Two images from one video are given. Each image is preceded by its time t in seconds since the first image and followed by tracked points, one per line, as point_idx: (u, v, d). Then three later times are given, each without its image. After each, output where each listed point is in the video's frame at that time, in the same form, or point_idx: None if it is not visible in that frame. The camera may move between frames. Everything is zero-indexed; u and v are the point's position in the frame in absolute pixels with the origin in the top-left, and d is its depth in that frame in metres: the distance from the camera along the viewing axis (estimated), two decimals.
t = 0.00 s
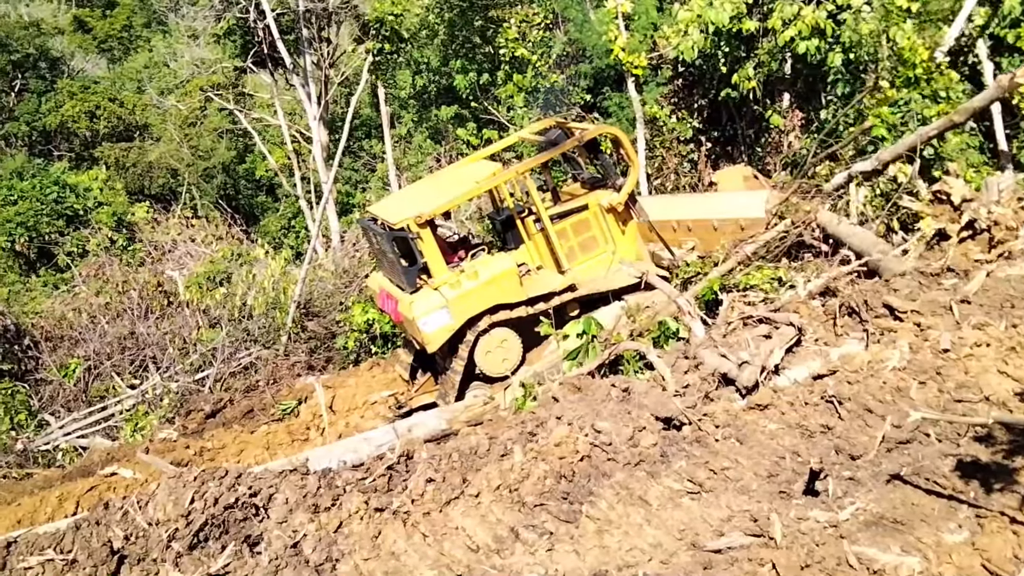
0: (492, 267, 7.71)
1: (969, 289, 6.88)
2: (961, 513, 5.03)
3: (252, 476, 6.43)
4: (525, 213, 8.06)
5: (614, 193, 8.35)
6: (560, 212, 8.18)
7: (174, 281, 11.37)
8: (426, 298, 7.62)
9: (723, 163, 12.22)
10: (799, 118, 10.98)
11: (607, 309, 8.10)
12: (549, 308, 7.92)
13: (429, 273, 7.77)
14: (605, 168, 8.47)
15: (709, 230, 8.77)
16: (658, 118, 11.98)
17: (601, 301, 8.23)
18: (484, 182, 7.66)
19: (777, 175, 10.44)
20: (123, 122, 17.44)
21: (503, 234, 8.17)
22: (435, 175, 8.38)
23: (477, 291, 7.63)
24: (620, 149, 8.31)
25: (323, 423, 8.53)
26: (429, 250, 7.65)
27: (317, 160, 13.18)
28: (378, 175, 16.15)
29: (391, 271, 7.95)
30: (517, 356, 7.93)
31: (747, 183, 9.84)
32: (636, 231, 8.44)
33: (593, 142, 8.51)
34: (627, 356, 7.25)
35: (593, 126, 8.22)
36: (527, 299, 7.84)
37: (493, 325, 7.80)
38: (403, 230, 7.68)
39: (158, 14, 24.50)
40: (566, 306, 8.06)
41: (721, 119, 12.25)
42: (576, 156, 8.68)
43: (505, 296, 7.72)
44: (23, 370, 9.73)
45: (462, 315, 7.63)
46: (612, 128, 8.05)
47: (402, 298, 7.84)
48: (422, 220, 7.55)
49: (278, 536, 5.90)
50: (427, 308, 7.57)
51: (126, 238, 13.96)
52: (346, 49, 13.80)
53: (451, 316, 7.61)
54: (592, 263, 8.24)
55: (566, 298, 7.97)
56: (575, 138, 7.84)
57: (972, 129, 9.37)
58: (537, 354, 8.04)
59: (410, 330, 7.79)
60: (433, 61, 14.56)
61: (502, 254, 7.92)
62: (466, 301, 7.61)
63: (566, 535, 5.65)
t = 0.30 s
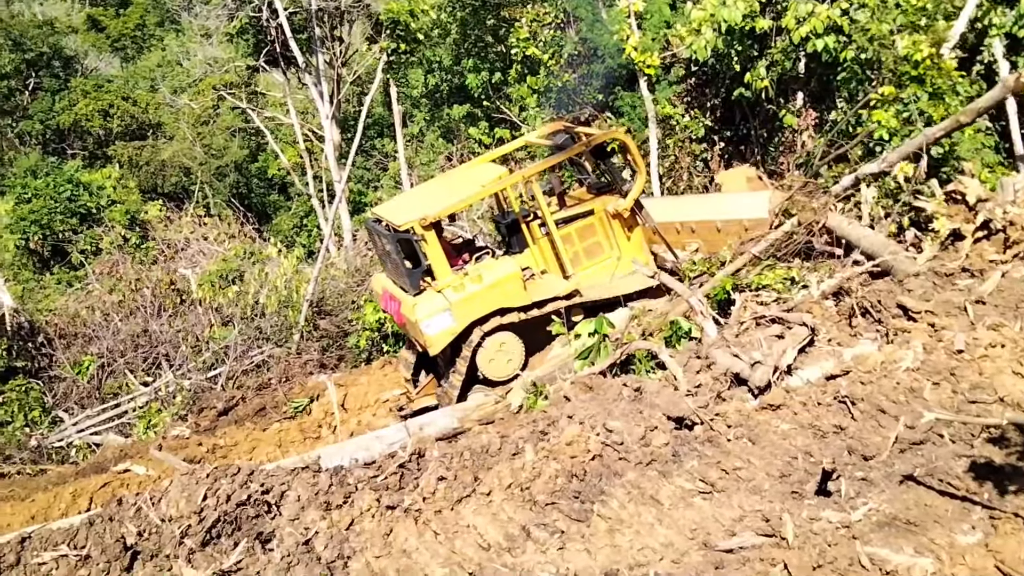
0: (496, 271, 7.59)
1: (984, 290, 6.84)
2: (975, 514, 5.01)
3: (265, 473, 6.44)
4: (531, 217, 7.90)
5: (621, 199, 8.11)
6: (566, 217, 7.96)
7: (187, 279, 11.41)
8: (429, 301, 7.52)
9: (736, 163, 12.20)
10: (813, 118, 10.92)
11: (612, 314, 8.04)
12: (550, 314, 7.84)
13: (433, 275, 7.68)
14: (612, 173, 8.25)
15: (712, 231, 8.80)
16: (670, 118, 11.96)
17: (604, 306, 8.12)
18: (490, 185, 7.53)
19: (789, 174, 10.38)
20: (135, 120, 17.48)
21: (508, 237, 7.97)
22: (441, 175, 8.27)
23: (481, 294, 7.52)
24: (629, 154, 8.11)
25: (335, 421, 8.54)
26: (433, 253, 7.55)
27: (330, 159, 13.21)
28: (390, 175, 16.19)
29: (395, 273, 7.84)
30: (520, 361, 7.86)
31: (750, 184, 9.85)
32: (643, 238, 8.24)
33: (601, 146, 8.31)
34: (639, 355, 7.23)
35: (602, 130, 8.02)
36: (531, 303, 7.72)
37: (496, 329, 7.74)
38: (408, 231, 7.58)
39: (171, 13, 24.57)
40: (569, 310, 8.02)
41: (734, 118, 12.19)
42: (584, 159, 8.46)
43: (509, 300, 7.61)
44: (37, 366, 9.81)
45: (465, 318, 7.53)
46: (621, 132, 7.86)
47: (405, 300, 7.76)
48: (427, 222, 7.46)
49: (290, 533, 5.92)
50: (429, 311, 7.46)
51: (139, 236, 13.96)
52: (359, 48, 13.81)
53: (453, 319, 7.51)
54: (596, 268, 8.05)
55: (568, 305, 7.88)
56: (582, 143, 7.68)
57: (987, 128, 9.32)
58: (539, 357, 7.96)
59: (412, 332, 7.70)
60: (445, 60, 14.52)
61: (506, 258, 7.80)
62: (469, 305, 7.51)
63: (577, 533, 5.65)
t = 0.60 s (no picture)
0: (498, 276, 7.54)
1: (1006, 289, 6.76)
2: (995, 516, 4.99)
3: (283, 469, 6.47)
4: (533, 223, 7.81)
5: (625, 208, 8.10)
6: (569, 224, 7.95)
7: (205, 276, 11.49)
8: (430, 304, 7.48)
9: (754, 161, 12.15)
10: (832, 116, 10.85)
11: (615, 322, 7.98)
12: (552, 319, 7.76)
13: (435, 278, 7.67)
14: (616, 182, 8.19)
15: (713, 238, 8.61)
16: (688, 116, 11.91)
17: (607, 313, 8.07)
18: (494, 190, 7.53)
19: (808, 173, 10.34)
20: (155, 117, 17.63)
21: (510, 243, 7.88)
22: (446, 180, 8.31)
23: (482, 299, 7.44)
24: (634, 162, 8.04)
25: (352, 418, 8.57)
26: (436, 255, 7.55)
27: (347, 157, 13.25)
28: (407, 172, 16.23)
29: (397, 275, 7.84)
30: (520, 368, 7.74)
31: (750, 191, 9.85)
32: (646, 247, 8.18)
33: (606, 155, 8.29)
34: (656, 354, 7.20)
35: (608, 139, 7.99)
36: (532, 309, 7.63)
37: (497, 334, 7.64)
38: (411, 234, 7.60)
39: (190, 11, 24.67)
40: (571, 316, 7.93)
41: (752, 115, 12.05)
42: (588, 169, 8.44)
43: (509, 306, 7.52)
44: (58, 362, 9.91)
45: (465, 322, 7.45)
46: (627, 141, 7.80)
47: (406, 303, 7.74)
48: (430, 225, 7.45)
49: (308, 529, 5.94)
50: (430, 314, 7.42)
51: (159, 233, 13.99)
52: (376, 45, 13.83)
53: (454, 323, 7.43)
54: (598, 277, 7.98)
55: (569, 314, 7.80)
56: (587, 150, 7.67)
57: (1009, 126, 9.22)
58: (539, 365, 7.83)
59: (413, 336, 7.65)
60: (463, 57, 14.65)
61: (509, 264, 7.74)
62: (469, 309, 7.43)
63: (594, 532, 5.66)
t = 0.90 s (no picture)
0: (502, 282, 7.64)
1: None
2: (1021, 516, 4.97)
3: (306, 464, 6.53)
4: (538, 229, 7.83)
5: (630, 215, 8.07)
6: (573, 230, 7.94)
7: (230, 272, 11.62)
8: (434, 310, 7.55)
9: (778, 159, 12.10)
10: (857, 113, 10.79)
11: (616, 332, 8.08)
12: (556, 327, 7.87)
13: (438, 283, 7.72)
14: (620, 189, 8.15)
15: (714, 240, 9.06)
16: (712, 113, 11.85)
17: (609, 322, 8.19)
18: (500, 197, 7.55)
19: (833, 172, 10.29)
20: (181, 114, 17.82)
21: (516, 250, 7.97)
22: (450, 185, 8.32)
23: (486, 305, 7.55)
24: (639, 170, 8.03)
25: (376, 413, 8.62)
26: (439, 262, 7.59)
27: (370, 154, 13.30)
28: (430, 169, 16.29)
29: (400, 280, 7.89)
30: (522, 375, 7.83)
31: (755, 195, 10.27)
32: (651, 255, 8.18)
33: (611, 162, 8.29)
34: (678, 352, 7.22)
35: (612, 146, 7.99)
36: (536, 316, 7.76)
37: (500, 341, 7.73)
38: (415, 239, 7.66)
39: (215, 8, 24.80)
40: (573, 327, 7.99)
41: (776, 113, 11.88)
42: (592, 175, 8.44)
43: (514, 312, 7.64)
44: (83, 356, 10.02)
45: (469, 328, 7.55)
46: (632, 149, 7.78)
47: (410, 308, 7.79)
48: (435, 231, 7.50)
49: (331, 524, 5.99)
50: (434, 320, 7.49)
51: (184, 229, 14.08)
52: (399, 42, 13.70)
53: (458, 329, 7.52)
54: (602, 284, 8.01)
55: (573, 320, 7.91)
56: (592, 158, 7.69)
57: None
58: (542, 372, 7.97)
59: (416, 341, 7.72)
60: (487, 54, 14.92)
61: (513, 270, 7.85)
62: (474, 315, 7.53)
63: (616, 529, 5.68)
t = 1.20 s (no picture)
0: (507, 290, 7.54)
1: None
2: None
3: (333, 458, 6.59)
4: (543, 236, 7.74)
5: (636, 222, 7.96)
6: (578, 237, 7.86)
7: (257, 266, 11.74)
8: (437, 317, 7.46)
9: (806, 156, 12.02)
10: (886, 111, 10.70)
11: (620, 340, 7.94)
12: (560, 335, 7.76)
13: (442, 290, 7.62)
14: (626, 197, 8.13)
15: (718, 242, 9.47)
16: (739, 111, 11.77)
17: (613, 331, 8.02)
18: (505, 203, 7.45)
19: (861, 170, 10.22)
20: (209, 109, 17.99)
21: (519, 258, 7.80)
22: (454, 189, 8.23)
23: (490, 313, 7.46)
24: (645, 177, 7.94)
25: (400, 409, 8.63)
26: (443, 268, 7.49)
27: (397, 149, 13.36)
28: (456, 166, 16.34)
29: (403, 287, 7.78)
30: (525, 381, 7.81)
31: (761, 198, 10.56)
32: (657, 264, 8.03)
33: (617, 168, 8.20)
34: (704, 350, 7.18)
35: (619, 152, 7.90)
36: (541, 324, 7.66)
37: (501, 349, 7.67)
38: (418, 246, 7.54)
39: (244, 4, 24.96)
40: (577, 335, 7.93)
41: (804, 109, 11.74)
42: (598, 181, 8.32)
43: (518, 320, 7.55)
44: (113, 349, 10.16)
45: (473, 336, 7.46)
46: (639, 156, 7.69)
47: (412, 315, 7.69)
48: (439, 237, 7.41)
49: (357, 517, 6.02)
50: (437, 328, 7.40)
51: (211, 223, 14.22)
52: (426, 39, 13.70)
53: (461, 337, 7.43)
54: (607, 292, 7.85)
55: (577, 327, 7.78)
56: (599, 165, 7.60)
57: None
58: (546, 378, 7.90)
59: (419, 349, 7.63)
60: (513, 50, 14.94)
61: (517, 277, 7.74)
62: (477, 323, 7.44)
63: (641, 526, 5.69)
